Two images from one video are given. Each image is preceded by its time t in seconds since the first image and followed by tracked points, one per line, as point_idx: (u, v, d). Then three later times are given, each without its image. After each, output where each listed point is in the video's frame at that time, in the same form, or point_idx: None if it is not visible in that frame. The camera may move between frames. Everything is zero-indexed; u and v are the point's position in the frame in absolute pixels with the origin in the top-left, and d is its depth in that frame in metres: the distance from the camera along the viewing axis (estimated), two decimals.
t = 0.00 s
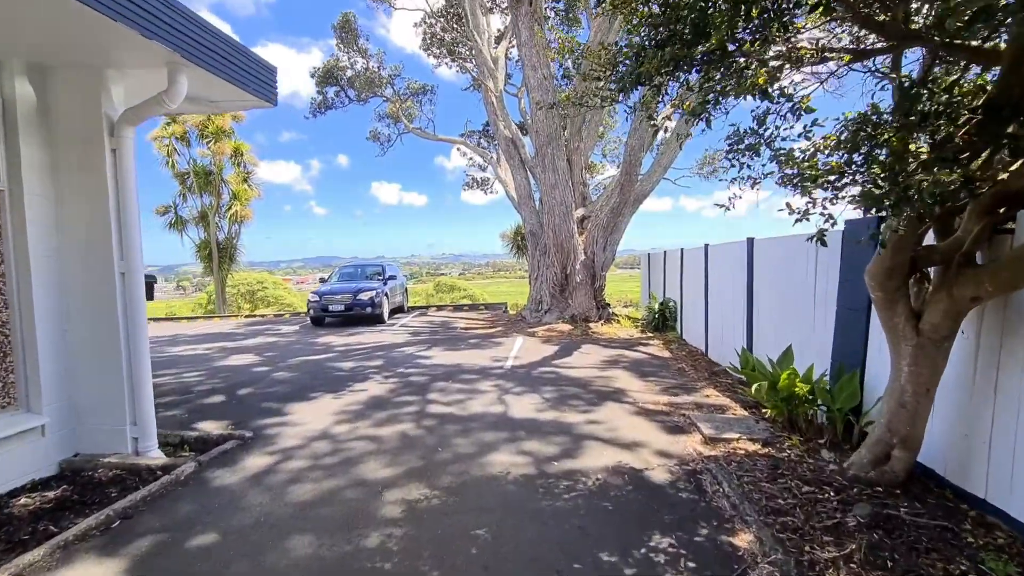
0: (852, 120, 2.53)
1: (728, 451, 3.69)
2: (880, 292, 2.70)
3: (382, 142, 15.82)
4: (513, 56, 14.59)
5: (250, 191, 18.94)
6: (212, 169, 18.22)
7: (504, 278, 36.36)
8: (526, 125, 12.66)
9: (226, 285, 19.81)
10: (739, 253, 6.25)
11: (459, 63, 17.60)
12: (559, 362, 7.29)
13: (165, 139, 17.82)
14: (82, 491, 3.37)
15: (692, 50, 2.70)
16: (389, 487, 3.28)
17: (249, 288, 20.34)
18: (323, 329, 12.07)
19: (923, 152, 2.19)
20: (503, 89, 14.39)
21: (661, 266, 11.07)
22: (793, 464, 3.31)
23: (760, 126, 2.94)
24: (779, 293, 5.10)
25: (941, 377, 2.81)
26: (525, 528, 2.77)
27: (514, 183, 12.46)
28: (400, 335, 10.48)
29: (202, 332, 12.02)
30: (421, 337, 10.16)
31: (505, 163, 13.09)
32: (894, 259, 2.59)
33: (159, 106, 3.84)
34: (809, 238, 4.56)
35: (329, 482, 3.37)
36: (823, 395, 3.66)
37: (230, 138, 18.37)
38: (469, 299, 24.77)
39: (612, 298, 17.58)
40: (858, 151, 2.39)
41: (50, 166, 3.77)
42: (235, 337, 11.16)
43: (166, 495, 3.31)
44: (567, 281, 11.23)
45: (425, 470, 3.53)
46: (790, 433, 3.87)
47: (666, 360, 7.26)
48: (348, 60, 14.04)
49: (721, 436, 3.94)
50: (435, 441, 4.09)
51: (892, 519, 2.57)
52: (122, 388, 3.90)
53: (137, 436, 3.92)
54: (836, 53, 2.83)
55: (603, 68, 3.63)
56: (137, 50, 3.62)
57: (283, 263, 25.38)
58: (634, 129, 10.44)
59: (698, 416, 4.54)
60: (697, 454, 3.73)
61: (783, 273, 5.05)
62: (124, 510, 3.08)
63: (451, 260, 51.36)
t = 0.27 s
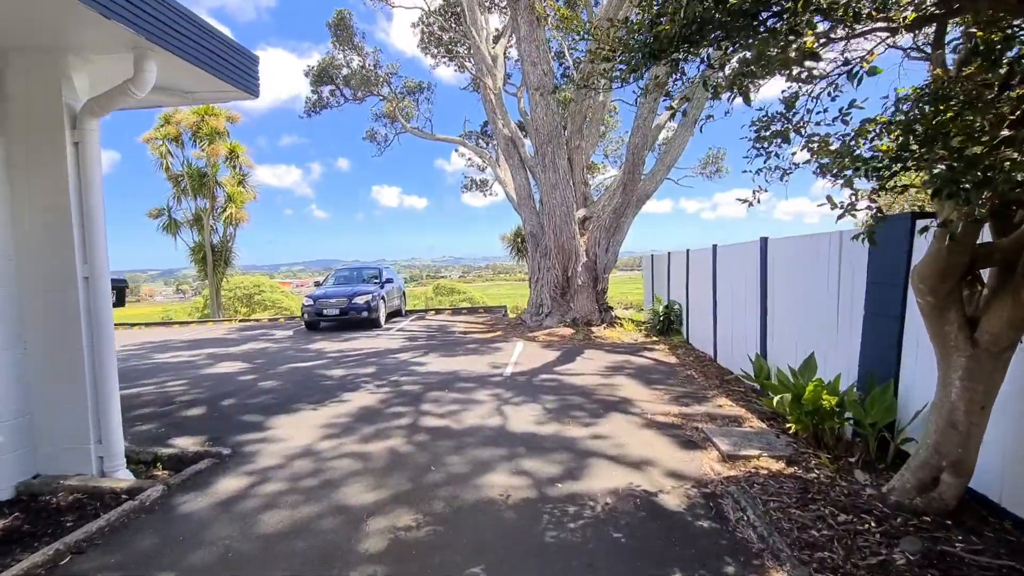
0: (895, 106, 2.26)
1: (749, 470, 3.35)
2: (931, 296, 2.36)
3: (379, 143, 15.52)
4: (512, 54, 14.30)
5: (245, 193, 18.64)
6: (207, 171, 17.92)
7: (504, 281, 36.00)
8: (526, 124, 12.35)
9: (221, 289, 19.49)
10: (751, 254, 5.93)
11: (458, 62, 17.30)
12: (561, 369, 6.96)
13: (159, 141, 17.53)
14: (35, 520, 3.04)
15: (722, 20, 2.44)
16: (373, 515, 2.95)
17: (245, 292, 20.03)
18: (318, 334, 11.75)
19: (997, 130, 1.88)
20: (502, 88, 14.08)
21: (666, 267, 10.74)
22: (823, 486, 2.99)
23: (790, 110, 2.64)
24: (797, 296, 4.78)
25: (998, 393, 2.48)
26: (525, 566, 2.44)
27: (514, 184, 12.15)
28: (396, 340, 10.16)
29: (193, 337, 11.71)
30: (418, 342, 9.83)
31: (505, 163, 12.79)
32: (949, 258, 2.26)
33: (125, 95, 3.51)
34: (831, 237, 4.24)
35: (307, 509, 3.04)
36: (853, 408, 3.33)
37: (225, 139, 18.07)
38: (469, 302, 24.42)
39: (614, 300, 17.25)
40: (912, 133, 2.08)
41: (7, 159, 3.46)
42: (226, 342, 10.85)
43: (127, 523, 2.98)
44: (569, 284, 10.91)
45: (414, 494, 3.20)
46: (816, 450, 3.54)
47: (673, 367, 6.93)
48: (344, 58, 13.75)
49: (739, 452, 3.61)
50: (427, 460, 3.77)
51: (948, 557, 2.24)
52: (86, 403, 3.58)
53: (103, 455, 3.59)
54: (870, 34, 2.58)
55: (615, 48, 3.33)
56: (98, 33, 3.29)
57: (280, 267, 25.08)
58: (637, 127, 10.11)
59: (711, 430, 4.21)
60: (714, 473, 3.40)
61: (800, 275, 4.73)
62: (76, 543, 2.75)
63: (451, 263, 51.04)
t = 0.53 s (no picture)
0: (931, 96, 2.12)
1: (767, 491, 3.10)
2: (978, 302, 2.11)
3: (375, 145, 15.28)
4: (510, 54, 14.07)
5: (240, 197, 18.40)
6: (201, 175, 17.69)
7: (504, 283, 35.75)
8: (524, 125, 12.12)
9: (216, 294, 19.23)
10: (760, 256, 5.70)
11: (455, 63, 17.08)
12: (561, 376, 6.72)
13: (153, 145, 17.30)
14: None
15: (743, 1, 2.26)
16: (357, 546, 2.69)
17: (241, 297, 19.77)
18: (313, 340, 11.50)
19: None
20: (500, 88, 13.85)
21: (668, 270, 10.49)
22: (851, 511, 2.73)
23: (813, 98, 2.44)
24: (811, 300, 4.55)
25: None
26: None
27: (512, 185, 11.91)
28: (392, 346, 9.90)
29: (185, 344, 11.45)
30: (415, 348, 9.59)
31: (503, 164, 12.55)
32: (1001, 261, 2.00)
33: (93, 90, 3.27)
34: (847, 238, 4.02)
35: (286, 539, 2.78)
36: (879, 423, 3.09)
37: (220, 143, 17.83)
38: (468, 306, 24.16)
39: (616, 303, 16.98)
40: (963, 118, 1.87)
41: None
42: (219, 349, 10.58)
43: (88, 556, 2.71)
44: (569, 287, 10.66)
45: (403, 521, 2.94)
46: (838, 467, 3.29)
47: (678, 373, 6.68)
48: (339, 60, 13.52)
49: (755, 470, 3.36)
50: (418, 480, 3.51)
51: None
52: (52, 421, 3.31)
53: (70, 477, 3.32)
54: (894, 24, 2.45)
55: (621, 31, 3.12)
56: (61, 23, 3.04)
57: (278, 271, 24.84)
58: (637, 127, 9.88)
59: (723, 444, 3.96)
60: (730, 494, 3.15)
61: (815, 278, 4.50)
62: None
63: (451, 266, 50.81)
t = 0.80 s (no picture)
0: (964, 73, 2.16)
1: (785, 507, 2.85)
2: None
3: (371, 143, 15.02)
4: (508, 50, 13.82)
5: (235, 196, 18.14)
6: (195, 173, 17.41)
7: (503, 284, 35.52)
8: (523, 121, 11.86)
9: (210, 294, 18.95)
10: (769, 253, 5.46)
11: (453, 60, 16.82)
12: (561, 378, 6.46)
13: (145, 142, 17.03)
14: None
15: None
16: (335, 571, 2.44)
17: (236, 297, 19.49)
18: (306, 340, 11.24)
19: None
20: (498, 84, 13.58)
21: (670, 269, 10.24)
22: (880, 531, 2.49)
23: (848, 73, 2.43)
24: (825, 299, 4.31)
25: None
26: None
27: (510, 183, 11.65)
28: (387, 347, 9.64)
29: (175, 346, 11.18)
30: (410, 349, 9.33)
31: (501, 161, 12.29)
32: None
33: (49, 70, 2.99)
34: (865, 232, 3.78)
35: (258, 562, 2.53)
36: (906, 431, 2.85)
37: (214, 140, 17.55)
38: (467, 306, 23.90)
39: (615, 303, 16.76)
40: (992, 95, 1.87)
41: None
42: (209, 350, 10.32)
43: None
44: (569, 286, 10.40)
45: (388, 541, 2.68)
46: (860, 479, 3.05)
47: (682, 375, 6.43)
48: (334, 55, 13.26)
49: (771, 482, 3.11)
50: (406, 493, 3.25)
51: None
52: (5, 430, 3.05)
53: (26, 492, 3.07)
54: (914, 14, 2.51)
55: None
56: None
57: (274, 271, 24.57)
58: (638, 122, 9.62)
59: (733, 453, 3.70)
60: (743, 509, 2.89)
61: (829, 275, 4.25)
62: None
63: (450, 266, 50.57)
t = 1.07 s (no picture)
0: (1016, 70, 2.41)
1: (808, 536, 2.59)
2: None
3: (369, 142, 14.78)
4: (510, 48, 13.57)
5: (232, 195, 17.91)
6: (191, 171, 17.18)
7: (503, 285, 35.26)
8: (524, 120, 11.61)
9: (207, 294, 18.71)
10: (781, 256, 5.21)
11: (453, 58, 16.57)
12: (562, 385, 6.20)
13: (141, 140, 16.80)
14: None
15: None
16: None
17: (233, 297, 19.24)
18: (301, 342, 10.99)
19: None
20: (499, 83, 13.33)
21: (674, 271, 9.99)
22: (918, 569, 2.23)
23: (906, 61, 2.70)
24: (841, 306, 4.07)
25: None
26: None
27: (511, 182, 11.40)
28: (383, 350, 9.39)
29: (166, 347, 10.93)
30: (407, 352, 9.08)
31: (502, 160, 12.04)
32: None
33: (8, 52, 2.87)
34: (888, 235, 3.54)
35: None
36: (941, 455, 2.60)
37: (211, 139, 17.30)
38: (466, 307, 23.64)
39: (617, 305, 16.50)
40: None
41: None
42: (201, 352, 10.07)
43: None
44: (570, 289, 10.14)
45: (371, 572, 2.44)
46: (887, 504, 2.79)
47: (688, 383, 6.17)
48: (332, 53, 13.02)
49: (791, 505, 2.85)
50: (394, 514, 3.01)
51: None
52: None
53: None
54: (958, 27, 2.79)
55: None
56: None
57: (272, 271, 24.33)
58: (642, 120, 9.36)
59: (748, 471, 3.44)
60: (762, 536, 2.64)
61: (847, 281, 4.01)
62: None
63: (450, 267, 50.33)
